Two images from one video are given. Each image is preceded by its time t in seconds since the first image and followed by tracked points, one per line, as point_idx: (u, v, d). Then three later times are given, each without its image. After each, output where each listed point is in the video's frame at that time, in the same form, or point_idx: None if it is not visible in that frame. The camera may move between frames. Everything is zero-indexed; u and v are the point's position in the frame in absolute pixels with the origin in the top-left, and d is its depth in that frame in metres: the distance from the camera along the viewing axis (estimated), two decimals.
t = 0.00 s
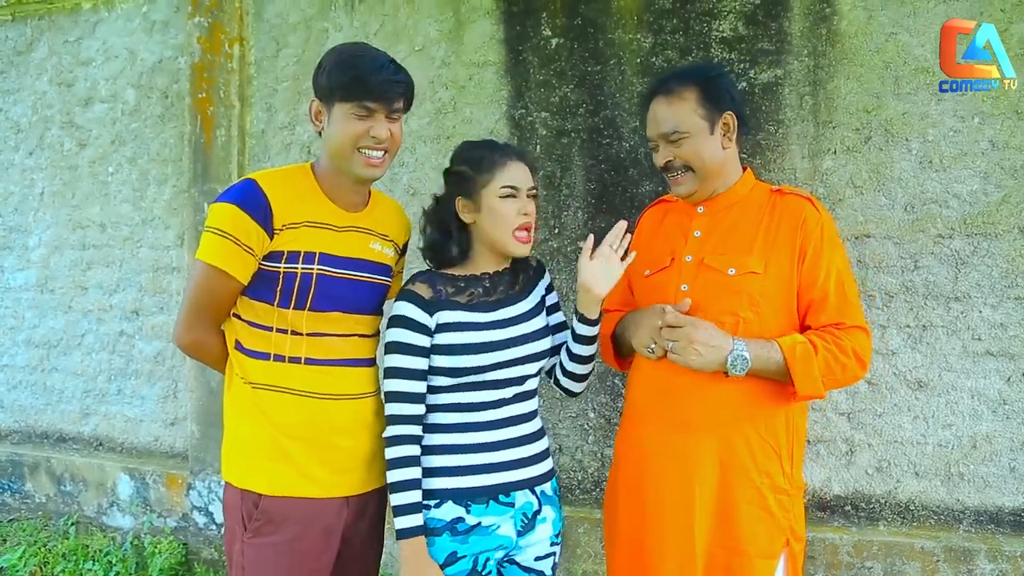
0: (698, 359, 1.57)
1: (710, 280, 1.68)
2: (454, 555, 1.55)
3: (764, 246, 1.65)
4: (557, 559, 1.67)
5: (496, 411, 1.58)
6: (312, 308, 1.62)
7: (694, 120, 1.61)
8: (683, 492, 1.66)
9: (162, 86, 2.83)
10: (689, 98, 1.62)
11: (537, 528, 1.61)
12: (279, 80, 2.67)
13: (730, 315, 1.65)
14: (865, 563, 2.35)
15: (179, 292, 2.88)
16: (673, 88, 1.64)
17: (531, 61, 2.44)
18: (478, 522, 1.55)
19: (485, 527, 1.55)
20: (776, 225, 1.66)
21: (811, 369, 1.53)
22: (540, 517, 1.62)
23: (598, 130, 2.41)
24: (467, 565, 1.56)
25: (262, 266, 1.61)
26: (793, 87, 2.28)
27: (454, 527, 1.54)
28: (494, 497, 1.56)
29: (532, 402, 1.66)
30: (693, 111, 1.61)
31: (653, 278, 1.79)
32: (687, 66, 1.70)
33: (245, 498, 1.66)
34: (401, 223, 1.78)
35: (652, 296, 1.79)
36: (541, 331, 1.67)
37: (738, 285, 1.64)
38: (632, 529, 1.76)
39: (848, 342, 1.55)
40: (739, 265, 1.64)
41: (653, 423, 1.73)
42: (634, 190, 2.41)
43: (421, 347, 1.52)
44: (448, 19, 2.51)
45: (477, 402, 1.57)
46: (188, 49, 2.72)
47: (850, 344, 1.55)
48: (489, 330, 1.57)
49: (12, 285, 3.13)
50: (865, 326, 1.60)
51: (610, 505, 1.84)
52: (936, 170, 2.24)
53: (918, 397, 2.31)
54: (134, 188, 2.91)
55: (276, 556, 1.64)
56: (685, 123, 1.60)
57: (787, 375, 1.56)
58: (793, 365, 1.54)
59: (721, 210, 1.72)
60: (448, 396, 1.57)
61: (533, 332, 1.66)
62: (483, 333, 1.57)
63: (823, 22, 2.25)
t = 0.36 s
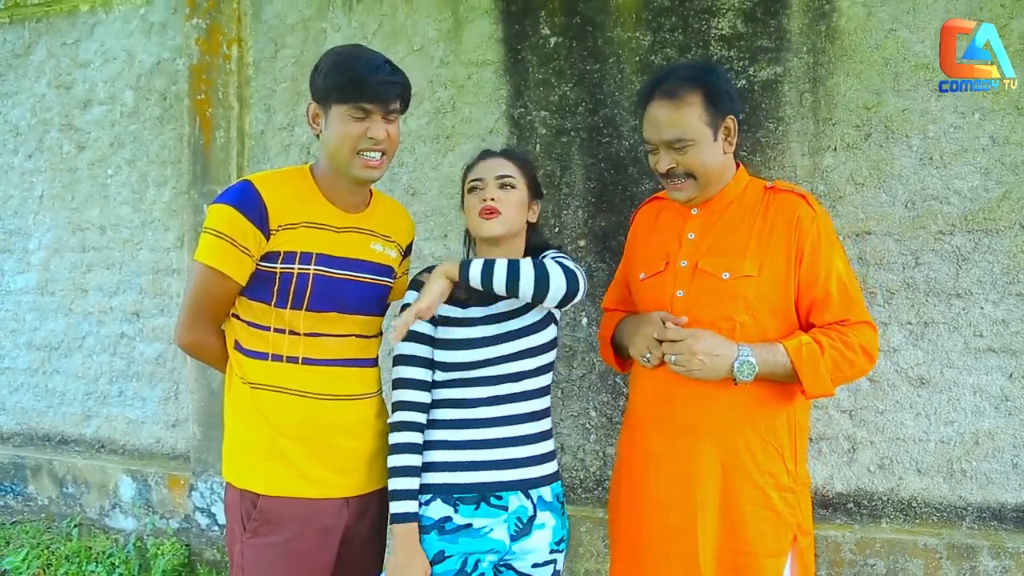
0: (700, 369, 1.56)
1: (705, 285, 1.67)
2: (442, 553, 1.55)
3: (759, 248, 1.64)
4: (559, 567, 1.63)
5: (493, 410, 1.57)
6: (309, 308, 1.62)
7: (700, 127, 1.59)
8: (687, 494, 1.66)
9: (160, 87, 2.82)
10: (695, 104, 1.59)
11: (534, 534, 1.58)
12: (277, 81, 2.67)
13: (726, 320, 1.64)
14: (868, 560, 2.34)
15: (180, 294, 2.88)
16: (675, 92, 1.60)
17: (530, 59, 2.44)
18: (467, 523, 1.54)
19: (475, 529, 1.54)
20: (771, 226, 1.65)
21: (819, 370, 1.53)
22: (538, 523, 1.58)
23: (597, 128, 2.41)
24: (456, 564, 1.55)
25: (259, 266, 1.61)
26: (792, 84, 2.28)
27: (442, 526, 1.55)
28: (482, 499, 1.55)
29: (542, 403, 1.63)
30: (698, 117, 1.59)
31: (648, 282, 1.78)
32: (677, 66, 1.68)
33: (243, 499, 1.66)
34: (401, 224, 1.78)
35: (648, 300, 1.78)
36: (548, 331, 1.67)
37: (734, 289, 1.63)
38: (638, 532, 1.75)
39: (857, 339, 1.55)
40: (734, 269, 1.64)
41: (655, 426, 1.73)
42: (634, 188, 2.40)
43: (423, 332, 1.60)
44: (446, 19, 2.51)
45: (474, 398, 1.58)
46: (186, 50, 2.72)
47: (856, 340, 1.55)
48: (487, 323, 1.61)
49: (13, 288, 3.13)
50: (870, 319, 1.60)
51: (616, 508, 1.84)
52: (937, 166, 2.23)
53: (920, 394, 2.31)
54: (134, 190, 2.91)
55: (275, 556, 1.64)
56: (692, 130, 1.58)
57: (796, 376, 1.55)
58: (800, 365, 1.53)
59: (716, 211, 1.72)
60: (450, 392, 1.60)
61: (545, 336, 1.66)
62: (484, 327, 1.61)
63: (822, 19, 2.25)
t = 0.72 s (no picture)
0: (705, 370, 1.55)
1: (707, 287, 1.67)
2: (436, 548, 1.58)
3: (761, 252, 1.64)
4: (558, 569, 1.62)
5: (486, 412, 1.57)
6: (311, 308, 1.62)
7: (712, 126, 1.58)
8: (683, 497, 1.66)
9: (162, 88, 2.83)
10: (706, 102, 1.58)
11: (530, 533, 1.58)
12: (279, 81, 2.67)
13: (727, 323, 1.64)
14: (869, 562, 2.34)
15: (181, 294, 2.89)
16: (687, 89, 1.59)
17: (531, 60, 2.44)
18: (462, 521, 1.56)
19: (469, 526, 1.56)
20: (772, 230, 1.65)
21: (821, 375, 1.54)
22: (534, 522, 1.58)
23: (598, 129, 2.41)
24: (450, 559, 1.58)
25: (260, 268, 1.61)
26: (793, 85, 2.28)
27: (435, 521, 1.58)
28: (475, 498, 1.56)
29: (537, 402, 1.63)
30: (709, 115, 1.58)
31: (648, 281, 1.78)
32: (680, 64, 1.66)
33: (246, 499, 1.66)
34: (402, 224, 1.78)
35: (647, 301, 1.78)
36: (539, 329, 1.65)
37: (736, 293, 1.63)
38: (632, 532, 1.75)
39: (857, 345, 1.57)
40: (735, 273, 1.64)
41: (652, 426, 1.72)
42: (634, 189, 2.40)
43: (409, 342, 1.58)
44: (447, 19, 2.51)
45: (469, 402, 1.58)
46: (188, 50, 2.73)
47: (856, 346, 1.56)
48: (471, 330, 1.57)
49: (15, 288, 3.13)
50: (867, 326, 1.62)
51: (609, 508, 1.83)
52: (938, 167, 2.23)
53: (921, 395, 2.31)
54: (135, 190, 2.91)
55: (276, 556, 1.65)
56: (706, 129, 1.58)
57: (798, 380, 1.56)
58: (801, 372, 1.54)
59: (717, 215, 1.71)
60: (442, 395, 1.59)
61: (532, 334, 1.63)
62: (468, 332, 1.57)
63: (823, 20, 2.25)
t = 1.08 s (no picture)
0: (710, 370, 1.53)
1: (707, 286, 1.66)
2: (440, 553, 1.56)
3: (760, 251, 1.64)
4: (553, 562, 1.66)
5: (479, 413, 1.58)
6: (310, 309, 1.62)
7: (729, 123, 1.59)
8: (685, 497, 1.65)
9: (163, 84, 2.83)
10: (724, 99, 1.59)
11: (531, 529, 1.61)
12: (280, 79, 2.67)
13: (727, 322, 1.63)
14: (867, 564, 2.34)
15: (181, 291, 2.89)
16: (707, 84, 1.58)
17: (533, 59, 2.43)
18: (467, 522, 1.55)
19: (475, 527, 1.55)
20: (770, 229, 1.65)
21: (816, 374, 1.53)
22: (534, 518, 1.61)
23: (599, 128, 2.40)
24: (455, 563, 1.56)
25: (261, 266, 1.61)
26: (796, 86, 2.27)
27: (442, 525, 1.55)
28: (481, 499, 1.55)
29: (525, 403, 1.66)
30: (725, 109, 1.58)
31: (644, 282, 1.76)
32: (689, 61, 1.65)
33: (242, 495, 1.66)
34: (403, 225, 1.78)
35: (643, 301, 1.76)
36: (537, 322, 1.66)
37: (736, 291, 1.62)
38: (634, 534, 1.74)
39: (850, 343, 1.56)
40: (735, 271, 1.63)
41: (654, 427, 1.71)
42: (636, 188, 2.40)
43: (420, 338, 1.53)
44: (449, 17, 2.50)
45: (466, 401, 1.57)
46: (189, 47, 2.73)
47: (850, 346, 1.55)
48: (488, 332, 1.57)
49: (15, 284, 3.13)
50: (863, 326, 1.60)
51: (608, 510, 1.82)
52: (940, 168, 2.22)
53: (921, 397, 2.30)
54: (136, 187, 2.91)
55: (272, 554, 1.65)
56: (724, 126, 1.58)
57: (792, 379, 1.56)
58: (796, 372, 1.54)
59: (716, 214, 1.72)
60: (442, 393, 1.57)
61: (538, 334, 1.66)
62: (482, 333, 1.57)
63: (826, 20, 2.24)
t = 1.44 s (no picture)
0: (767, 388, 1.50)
1: (713, 285, 1.65)
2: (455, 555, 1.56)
3: (768, 248, 1.63)
4: (563, 558, 1.67)
5: (485, 421, 1.57)
6: (311, 307, 1.62)
7: (705, 123, 1.58)
8: (703, 496, 1.64)
9: (165, 84, 2.82)
10: (703, 99, 1.59)
11: (542, 528, 1.61)
12: (282, 78, 2.67)
13: (738, 320, 1.62)
14: (872, 562, 2.34)
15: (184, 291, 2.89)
16: (685, 84, 1.59)
17: (535, 57, 2.43)
18: (481, 526, 1.55)
19: (488, 530, 1.55)
20: (775, 225, 1.65)
21: (851, 369, 1.54)
22: (545, 517, 1.62)
23: (602, 126, 2.40)
24: (471, 564, 1.56)
25: (261, 265, 1.61)
26: (798, 82, 2.26)
27: (456, 530, 1.55)
28: (493, 502, 1.55)
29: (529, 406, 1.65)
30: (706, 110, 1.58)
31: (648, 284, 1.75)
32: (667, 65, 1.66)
33: (246, 495, 1.66)
34: (403, 221, 1.77)
35: (647, 302, 1.75)
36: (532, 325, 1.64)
37: (745, 289, 1.61)
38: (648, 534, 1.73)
39: (874, 331, 1.57)
40: (743, 270, 1.62)
41: (667, 428, 1.70)
42: (639, 186, 2.39)
43: (418, 351, 1.51)
44: (451, 15, 2.50)
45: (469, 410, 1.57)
46: (191, 46, 2.73)
47: (873, 333, 1.57)
48: (481, 340, 1.55)
49: (18, 284, 3.13)
50: (879, 310, 1.63)
51: (620, 511, 1.81)
52: (944, 165, 2.21)
53: (926, 394, 2.29)
54: (139, 186, 2.91)
55: (276, 555, 1.64)
56: (699, 126, 1.58)
57: (830, 377, 1.56)
58: (834, 370, 1.54)
59: (717, 211, 1.71)
60: (447, 403, 1.57)
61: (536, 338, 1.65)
62: (478, 340, 1.55)
63: (829, 16, 2.23)
